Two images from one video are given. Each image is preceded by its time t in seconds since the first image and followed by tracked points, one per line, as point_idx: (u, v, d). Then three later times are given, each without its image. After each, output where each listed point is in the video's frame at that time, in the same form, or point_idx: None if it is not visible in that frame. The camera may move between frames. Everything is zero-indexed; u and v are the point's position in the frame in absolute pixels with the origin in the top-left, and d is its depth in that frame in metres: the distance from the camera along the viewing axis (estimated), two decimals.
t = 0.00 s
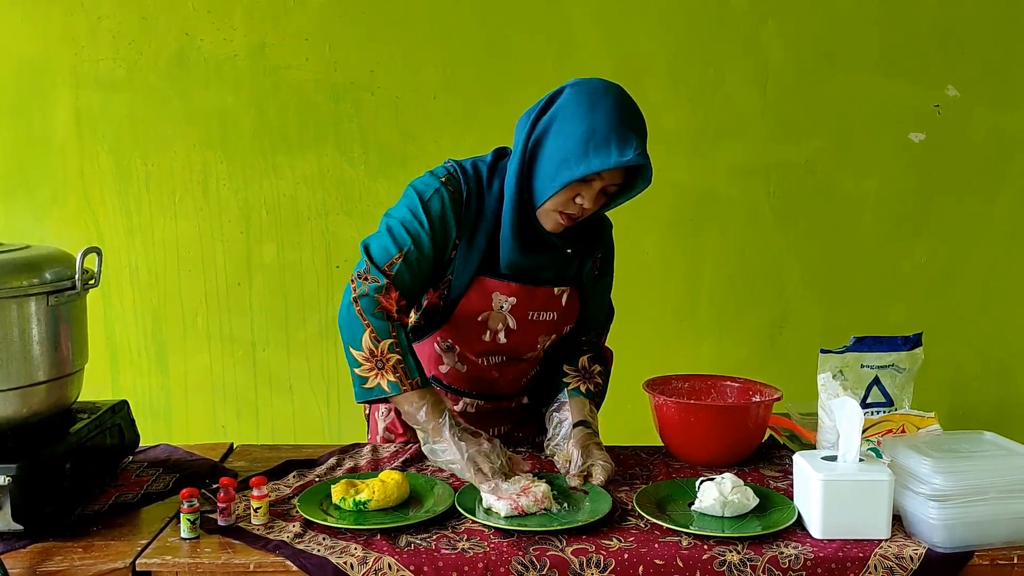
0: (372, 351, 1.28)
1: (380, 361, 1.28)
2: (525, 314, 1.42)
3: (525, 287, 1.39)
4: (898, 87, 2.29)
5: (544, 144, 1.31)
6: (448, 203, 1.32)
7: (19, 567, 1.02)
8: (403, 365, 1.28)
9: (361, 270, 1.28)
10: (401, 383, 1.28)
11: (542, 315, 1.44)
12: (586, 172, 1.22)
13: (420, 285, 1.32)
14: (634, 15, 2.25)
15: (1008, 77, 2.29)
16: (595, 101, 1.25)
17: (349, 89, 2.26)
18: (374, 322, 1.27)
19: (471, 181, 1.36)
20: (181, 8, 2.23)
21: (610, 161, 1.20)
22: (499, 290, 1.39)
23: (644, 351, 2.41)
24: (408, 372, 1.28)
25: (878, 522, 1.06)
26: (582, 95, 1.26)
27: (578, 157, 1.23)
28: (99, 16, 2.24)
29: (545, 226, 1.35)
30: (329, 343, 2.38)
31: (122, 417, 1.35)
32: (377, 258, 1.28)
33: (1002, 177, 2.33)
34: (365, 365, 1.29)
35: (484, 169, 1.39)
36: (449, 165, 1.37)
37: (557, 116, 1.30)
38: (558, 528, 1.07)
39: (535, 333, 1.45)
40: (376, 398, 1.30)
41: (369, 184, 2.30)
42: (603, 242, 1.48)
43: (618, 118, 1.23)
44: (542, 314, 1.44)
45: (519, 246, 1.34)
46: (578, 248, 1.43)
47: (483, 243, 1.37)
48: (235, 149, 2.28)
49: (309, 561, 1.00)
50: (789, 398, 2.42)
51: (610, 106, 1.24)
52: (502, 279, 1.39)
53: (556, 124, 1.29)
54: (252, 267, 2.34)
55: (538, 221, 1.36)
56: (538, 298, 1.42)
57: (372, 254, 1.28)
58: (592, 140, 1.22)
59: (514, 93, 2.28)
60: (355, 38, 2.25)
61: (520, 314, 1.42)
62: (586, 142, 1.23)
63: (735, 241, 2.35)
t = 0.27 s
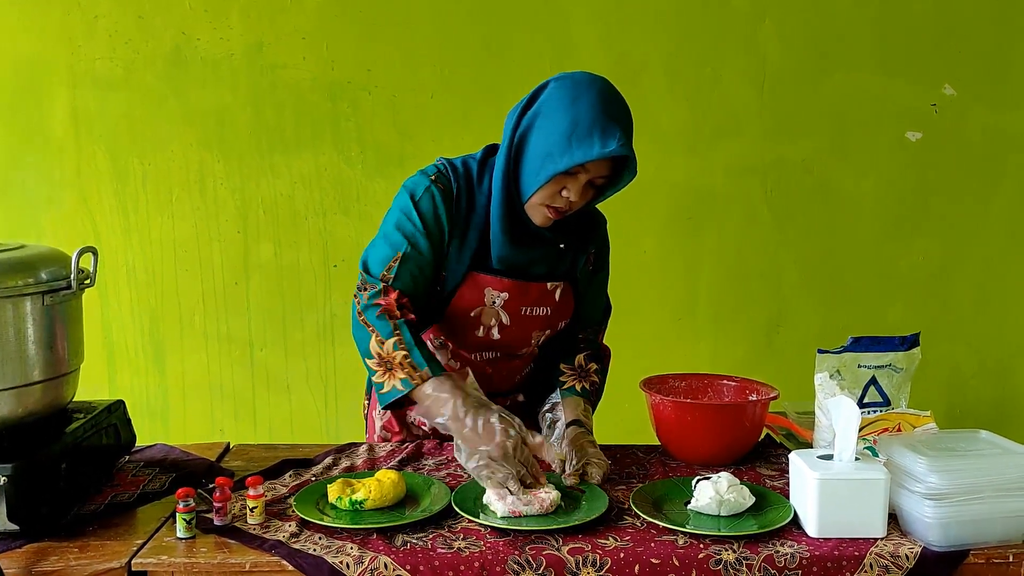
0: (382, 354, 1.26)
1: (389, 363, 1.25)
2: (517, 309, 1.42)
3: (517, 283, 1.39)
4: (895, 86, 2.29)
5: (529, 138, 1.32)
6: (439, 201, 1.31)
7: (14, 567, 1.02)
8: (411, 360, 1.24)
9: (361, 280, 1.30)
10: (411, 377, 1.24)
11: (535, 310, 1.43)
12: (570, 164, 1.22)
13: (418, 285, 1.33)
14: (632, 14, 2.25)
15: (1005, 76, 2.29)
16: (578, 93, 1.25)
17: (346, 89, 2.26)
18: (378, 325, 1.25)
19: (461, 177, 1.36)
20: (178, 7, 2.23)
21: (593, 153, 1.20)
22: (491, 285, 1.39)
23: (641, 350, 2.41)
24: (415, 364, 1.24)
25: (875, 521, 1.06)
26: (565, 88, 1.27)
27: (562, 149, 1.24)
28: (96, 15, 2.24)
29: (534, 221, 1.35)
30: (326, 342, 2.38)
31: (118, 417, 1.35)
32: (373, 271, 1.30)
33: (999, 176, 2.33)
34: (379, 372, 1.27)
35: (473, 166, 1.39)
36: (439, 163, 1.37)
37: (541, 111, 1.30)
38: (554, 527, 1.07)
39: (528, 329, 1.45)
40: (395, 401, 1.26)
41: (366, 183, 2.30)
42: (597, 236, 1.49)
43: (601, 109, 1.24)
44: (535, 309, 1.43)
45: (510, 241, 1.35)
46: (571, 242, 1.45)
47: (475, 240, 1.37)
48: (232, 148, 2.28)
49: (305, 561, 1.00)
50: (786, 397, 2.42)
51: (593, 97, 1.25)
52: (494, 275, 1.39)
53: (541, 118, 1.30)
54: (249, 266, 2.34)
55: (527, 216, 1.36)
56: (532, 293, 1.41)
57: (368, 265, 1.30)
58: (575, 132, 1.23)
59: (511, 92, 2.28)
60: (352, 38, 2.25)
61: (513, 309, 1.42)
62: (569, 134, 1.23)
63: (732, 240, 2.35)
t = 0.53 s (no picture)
0: (362, 351, 1.29)
1: (368, 359, 1.29)
2: (515, 304, 1.42)
3: (515, 278, 1.40)
4: (892, 84, 2.29)
5: (527, 134, 1.32)
6: (430, 198, 1.31)
7: (12, 565, 1.01)
8: (389, 356, 1.27)
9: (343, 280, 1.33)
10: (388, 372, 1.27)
11: (533, 306, 1.44)
12: (568, 158, 1.22)
13: (405, 284, 1.33)
14: (630, 12, 2.25)
15: (1003, 75, 2.29)
16: (575, 88, 1.26)
17: (344, 87, 2.26)
18: (357, 322, 1.29)
19: (458, 175, 1.36)
20: (175, 5, 2.23)
21: (591, 146, 1.20)
22: (489, 280, 1.39)
23: (640, 349, 2.41)
24: (391, 360, 1.27)
25: (872, 518, 1.06)
26: (563, 83, 1.27)
27: (560, 144, 1.24)
28: (94, 14, 2.23)
29: (533, 216, 1.34)
30: (324, 341, 2.38)
31: (115, 416, 1.35)
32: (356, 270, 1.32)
33: (997, 175, 2.34)
34: (361, 366, 1.30)
35: (471, 162, 1.39)
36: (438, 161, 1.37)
37: (539, 106, 1.31)
38: (552, 525, 1.07)
39: (527, 324, 1.45)
40: (377, 396, 1.30)
41: (364, 182, 2.30)
42: (596, 234, 1.49)
43: (599, 104, 1.24)
44: (533, 304, 1.43)
45: (507, 236, 1.34)
46: (570, 239, 1.44)
47: (471, 236, 1.36)
48: (230, 147, 2.28)
49: (303, 558, 1.00)
50: (784, 396, 2.42)
51: (590, 92, 1.25)
52: (491, 270, 1.39)
53: (538, 113, 1.30)
54: (247, 265, 2.34)
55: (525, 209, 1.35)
56: (529, 288, 1.42)
57: (352, 264, 1.33)
58: (573, 127, 1.23)
59: (509, 91, 2.28)
60: (351, 37, 2.24)
61: (510, 305, 1.42)
62: (567, 129, 1.23)
63: (730, 238, 2.35)
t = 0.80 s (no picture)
0: (395, 379, 1.31)
1: (401, 387, 1.30)
2: (522, 310, 1.41)
3: (523, 284, 1.38)
4: (891, 84, 2.29)
5: (529, 138, 1.32)
6: (437, 208, 1.31)
7: (10, 563, 1.01)
8: (422, 385, 1.29)
9: (369, 299, 1.34)
10: (422, 403, 1.28)
11: (539, 310, 1.43)
12: (570, 163, 1.22)
13: (425, 299, 1.34)
14: (629, 11, 2.25)
15: (1001, 74, 2.29)
16: (575, 91, 1.26)
17: (343, 86, 2.26)
18: (389, 348, 1.30)
19: (461, 182, 1.35)
20: (174, 4, 2.23)
21: (593, 150, 1.20)
22: (497, 287, 1.38)
23: (638, 348, 2.41)
24: (426, 391, 1.28)
25: (869, 518, 1.06)
26: (563, 86, 1.27)
27: (561, 148, 1.24)
28: (92, 13, 2.23)
29: (536, 221, 1.35)
30: (323, 340, 2.38)
31: (114, 414, 1.35)
32: (379, 289, 1.33)
33: (995, 174, 2.34)
34: (393, 392, 1.32)
35: (474, 168, 1.38)
36: (439, 168, 1.36)
37: (539, 110, 1.31)
38: (551, 525, 1.07)
39: (534, 328, 1.45)
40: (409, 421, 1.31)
41: (363, 181, 2.30)
42: (598, 236, 1.49)
43: (599, 107, 1.24)
44: (539, 309, 1.43)
45: (513, 242, 1.34)
46: (572, 240, 1.45)
47: (479, 243, 1.35)
48: (229, 146, 2.28)
49: (302, 558, 1.00)
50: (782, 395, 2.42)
51: (591, 94, 1.25)
52: (499, 276, 1.38)
53: (539, 117, 1.30)
54: (246, 264, 2.34)
55: (528, 215, 1.36)
56: (536, 293, 1.40)
57: (375, 282, 1.34)
58: (574, 131, 1.23)
59: (508, 90, 2.28)
60: (349, 35, 2.24)
61: (518, 310, 1.41)
62: (569, 133, 1.23)
63: (729, 238, 2.35)
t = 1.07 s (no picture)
0: (406, 385, 1.32)
1: (412, 393, 1.32)
2: (526, 313, 1.41)
3: (527, 287, 1.39)
4: (890, 84, 2.29)
5: (533, 141, 1.32)
6: (442, 210, 1.31)
7: (10, 563, 1.01)
8: (430, 393, 1.30)
9: (380, 305, 1.34)
10: (432, 410, 1.30)
11: (542, 313, 1.43)
12: (574, 167, 1.22)
13: (434, 304, 1.34)
14: (628, 11, 2.25)
15: (1001, 74, 2.30)
16: (580, 96, 1.25)
17: (342, 86, 2.26)
18: (400, 354, 1.31)
19: (464, 183, 1.35)
20: (174, 3, 2.23)
21: (597, 155, 1.20)
22: (501, 290, 1.38)
23: (638, 348, 2.41)
24: (433, 398, 1.29)
25: (869, 518, 1.06)
26: (567, 90, 1.27)
27: (565, 153, 1.24)
28: (92, 12, 2.23)
29: (539, 224, 1.35)
30: (322, 339, 2.38)
31: (114, 414, 1.35)
32: (389, 293, 1.33)
33: (995, 175, 2.34)
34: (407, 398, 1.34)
35: (477, 170, 1.38)
36: (442, 169, 1.35)
37: (543, 113, 1.31)
38: (551, 525, 1.07)
39: (536, 330, 1.45)
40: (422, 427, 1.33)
41: (362, 180, 2.30)
42: (599, 237, 1.48)
43: (603, 111, 1.24)
44: (542, 311, 1.43)
45: (517, 245, 1.34)
46: (575, 241, 1.43)
47: (483, 247, 1.35)
48: (229, 146, 2.28)
49: (301, 558, 1.00)
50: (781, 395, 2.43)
51: (594, 99, 1.25)
52: (503, 279, 1.38)
53: (543, 120, 1.30)
54: (245, 264, 2.34)
55: (530, 217, 1.36)
56: (538, 296, 1.41)
57: (384, 286, 1.34)
58: (578, 135, 1.23)
59: (507, 90, 2.28)
60: (349, 35, 2.24)
61: (521, 313, 1.41)
62: (573, 137, 1.23)
63: (728, 238, 2.35)
